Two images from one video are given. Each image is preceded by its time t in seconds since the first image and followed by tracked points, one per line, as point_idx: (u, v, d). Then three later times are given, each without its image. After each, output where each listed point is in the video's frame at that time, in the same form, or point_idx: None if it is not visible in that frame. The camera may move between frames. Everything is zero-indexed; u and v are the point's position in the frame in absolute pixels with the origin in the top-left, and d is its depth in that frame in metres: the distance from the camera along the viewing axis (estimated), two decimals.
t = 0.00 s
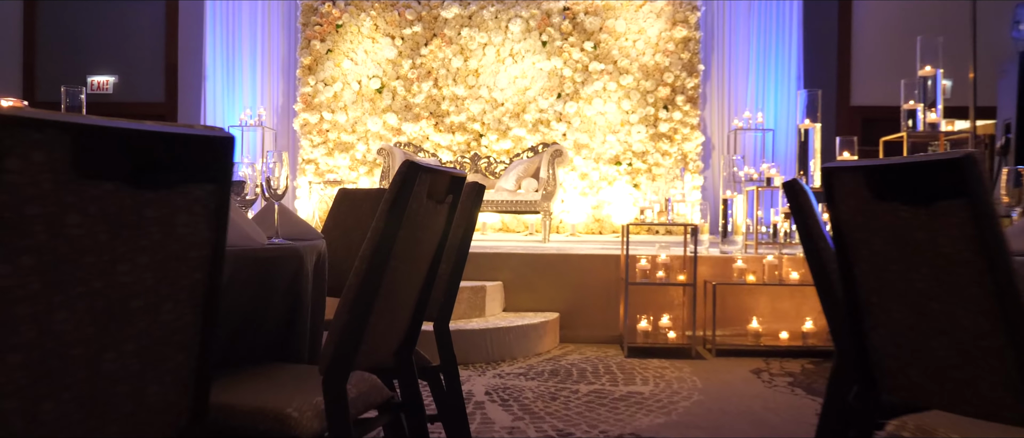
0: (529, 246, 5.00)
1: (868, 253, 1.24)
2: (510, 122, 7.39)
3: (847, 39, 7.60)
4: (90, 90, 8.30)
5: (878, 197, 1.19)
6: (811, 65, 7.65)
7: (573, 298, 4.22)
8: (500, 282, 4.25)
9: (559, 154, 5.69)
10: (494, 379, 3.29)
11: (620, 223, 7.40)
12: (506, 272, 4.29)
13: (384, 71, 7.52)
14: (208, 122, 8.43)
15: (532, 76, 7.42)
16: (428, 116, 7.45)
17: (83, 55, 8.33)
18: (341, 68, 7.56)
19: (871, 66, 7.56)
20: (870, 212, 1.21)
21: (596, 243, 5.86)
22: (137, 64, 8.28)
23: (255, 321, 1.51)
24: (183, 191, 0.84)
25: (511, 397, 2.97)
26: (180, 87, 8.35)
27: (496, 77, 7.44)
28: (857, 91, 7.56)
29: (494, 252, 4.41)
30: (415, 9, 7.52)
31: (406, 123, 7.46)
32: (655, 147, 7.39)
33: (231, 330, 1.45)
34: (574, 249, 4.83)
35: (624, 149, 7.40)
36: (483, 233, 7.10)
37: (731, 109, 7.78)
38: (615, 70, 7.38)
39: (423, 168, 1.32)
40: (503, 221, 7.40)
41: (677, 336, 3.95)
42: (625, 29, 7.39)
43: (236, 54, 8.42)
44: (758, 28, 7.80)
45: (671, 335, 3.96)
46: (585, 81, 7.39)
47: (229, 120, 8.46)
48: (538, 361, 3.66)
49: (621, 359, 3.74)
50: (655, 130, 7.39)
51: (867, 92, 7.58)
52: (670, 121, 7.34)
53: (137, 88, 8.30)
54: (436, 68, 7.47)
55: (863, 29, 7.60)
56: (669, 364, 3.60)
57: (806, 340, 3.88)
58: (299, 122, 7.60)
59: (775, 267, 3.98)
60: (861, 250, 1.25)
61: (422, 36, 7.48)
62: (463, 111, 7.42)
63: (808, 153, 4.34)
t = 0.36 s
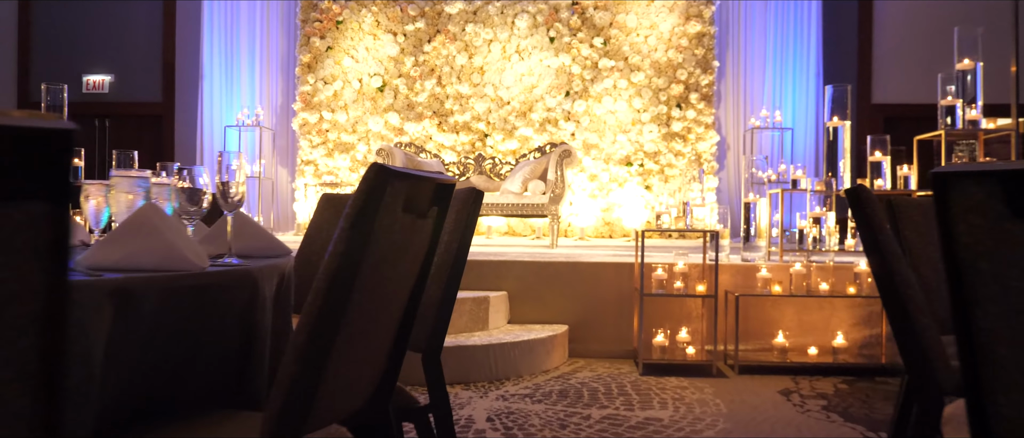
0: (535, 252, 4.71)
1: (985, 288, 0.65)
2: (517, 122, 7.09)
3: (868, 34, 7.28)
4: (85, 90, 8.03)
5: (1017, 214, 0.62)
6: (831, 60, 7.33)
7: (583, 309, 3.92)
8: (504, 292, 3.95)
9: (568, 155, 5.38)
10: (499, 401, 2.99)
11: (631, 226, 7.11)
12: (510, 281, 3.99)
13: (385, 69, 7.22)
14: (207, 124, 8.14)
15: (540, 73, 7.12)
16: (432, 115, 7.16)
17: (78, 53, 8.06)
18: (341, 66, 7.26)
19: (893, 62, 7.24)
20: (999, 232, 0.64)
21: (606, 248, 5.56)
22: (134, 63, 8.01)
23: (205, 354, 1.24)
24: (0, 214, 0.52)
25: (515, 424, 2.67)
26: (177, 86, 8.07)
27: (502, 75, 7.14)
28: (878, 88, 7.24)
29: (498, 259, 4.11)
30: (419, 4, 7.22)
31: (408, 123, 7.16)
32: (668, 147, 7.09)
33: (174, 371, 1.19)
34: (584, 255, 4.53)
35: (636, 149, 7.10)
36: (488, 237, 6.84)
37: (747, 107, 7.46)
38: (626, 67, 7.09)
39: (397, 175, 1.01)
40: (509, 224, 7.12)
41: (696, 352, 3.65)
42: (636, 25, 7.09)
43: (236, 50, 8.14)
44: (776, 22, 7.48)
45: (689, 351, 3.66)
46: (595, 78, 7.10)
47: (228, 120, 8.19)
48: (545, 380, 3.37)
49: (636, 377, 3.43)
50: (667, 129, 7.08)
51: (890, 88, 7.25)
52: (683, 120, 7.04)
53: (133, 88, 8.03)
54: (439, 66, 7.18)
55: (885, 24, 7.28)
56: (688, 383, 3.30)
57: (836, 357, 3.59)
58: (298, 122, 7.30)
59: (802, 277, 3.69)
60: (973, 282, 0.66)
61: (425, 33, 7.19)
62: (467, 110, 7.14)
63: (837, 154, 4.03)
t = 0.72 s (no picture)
0: (540, 257, 4.39)
1: None
2: (524, 120, 6.78)
3: (892, 28, 6.92)
4: (80, 89, 7.73)
5: None
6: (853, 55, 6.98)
7: (592, 320, 3.60)
8: (506, 302, 3.63)
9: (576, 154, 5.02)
10: (498, 427, 2.67)
11: (642, 229, 6.79)
12: (513, 290, 3.66)
13: (386, 66, 6.88)
14: (203, 122, 7.72)
15: (547, 70, 6.81)
16: (434, 114, 6.85)
17: (70, 51, 7.76)
18: (340, 63, 6.91)
19: (920, 56, 6.87)
20: None
21: (617, 253, 5.24)
22: (128, 61, 7.68)
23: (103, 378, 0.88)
24: None
25: None
26: (174, 84, 7.74)
27: (507, 72, 6.83)
28: (903, 85, 6.88)
29: (499, 265, 3.79)
30: None
31: (410, 122, 6.84)
32: (682, 147, 6.76)
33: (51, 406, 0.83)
34: (592, 261, 4.20)
35: (647, 148, 6.78)
36: (494, 241, 6.54)
37: (765, 104, 7.11)
38: (637, 63, 6.76)
39: (301, 166, 0.69)
40: (515, 228, 6.81)
41: (716, 370, 3.32)
42: (648, 19, 6.78)
43: (233, 47, 7.74)
44: (796, 16, 7.13)
45: (708, 368, 3.33)
46: (605, 75, 6.77)
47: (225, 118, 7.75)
48: (550, 401, 3.05)
49: (651, 397, 3.12)
50: (681, 128, 6.75)
51: (915, 85, 6.88)
52: (698, 118, 6.71)
53: (129, 87, 7.71)
54: (442, 62, 6.85)
55: (910, 17, 6.92)
56: (709, 405, 2.97)
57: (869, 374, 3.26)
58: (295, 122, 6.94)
59: (832, 287, 3.36)
60: None
61: (427, 28, 6.86)
62: (471, 108, 6.83)
63: (869, 152, 3.68)
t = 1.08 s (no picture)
0: (545, 263, 4.09)
1: None
2: (530, 118, 6.50)
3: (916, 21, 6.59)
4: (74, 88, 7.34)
5: None
6: (874, 50, 6.67)
7: (601, 332, 3.31)
8: (508, 312, 3.34)
9: (583, 151, 4.74)
10: None
11: (654, 232, 6.50)
12: (515, 300, 3.36)
13: (386, 62, 6.58)
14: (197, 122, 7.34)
15: (554, 65, 6.52)
16: (437, 112, 6.55)
17: (60, 46, 7.39)
18: (339, 59, 6.61)
19: (952, 49, 6.46)
20: None
21: (627, 258, 4.96)
22: (119, 55, 7.29)
23: None
24: None
25: None
26: (170, 84, 7.30)
27: (512, 67, 6.54)
28: (930, 80, 6.48)
29: (500, 272, 3.49)
30: None
31: (411, 121, 6.55)
32: (696, 145, 6.46)
33: None
34: (602, 267, 3.90)
35: (659, 147, 6.49)
36: (498, 244, 6.27)
37: (781, 101, 6.81)
38: (648, 58, 6.48)
39: (104, 143, 0.49)
40: (520, 230, 6.54)
41: (738, 388, 3.02)
42: (660, 11, 6.48)
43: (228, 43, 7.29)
44: (814, 9, 6.82)
45: (730, 386, 3.04)
46: (614, 70, 6.49)
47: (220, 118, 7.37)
48: (556, 423, 2.77)
49: (668, 419, 2.83)
50: (694, 126, 6.46)
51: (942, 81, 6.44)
52: (712, 115, 6.42)
53: (122, 86, 7.28)
54: (445, 58, 6.56)
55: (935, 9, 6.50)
56: (733, 429, 2.69)
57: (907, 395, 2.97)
58: (293, 120, 6.64)
59: (867, 297, 3.06)
60: None
61: (429, 22, 6.57)
62: (475, 106, 6.54)
63: (905, 150, 3.37)
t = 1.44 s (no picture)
0: (551, 268, 3.82)
1: None
2: (537, 115, 6.24)
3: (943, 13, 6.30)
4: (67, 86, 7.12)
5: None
6: (899, 44, 6.37)
7: (611, 345, 3.04)
8: (510, 322, 3.07)
9: (592, 149, 4.47)
10: None
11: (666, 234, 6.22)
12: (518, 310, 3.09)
13: (387, 57, 6.33)
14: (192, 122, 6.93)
15: (562, 60, 6.26)
16: (440, 109, 6.29)
17: (53, 42, 7.16)
18: (339, 55, 6.36)
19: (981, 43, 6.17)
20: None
21: (639, 262, 4.69)
22: (114, 52, 7.07)
23: None
24: None
25: None
26: (166, 83, 7.04)
27: (519, 63, 6.28)
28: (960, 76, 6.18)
29: (501, 278, 3.21)
30: None
31: (413, 118, 6.29)
32: (710, 143, 6.19)
33: None
34: (611, 273, 3.62)
35: (672, 146, 6.22)
36: (504, 247, 6.01)
37: (799, 97, 6.52)
38: (661, 52, 6.21)
39: None
40: (527, 233, 6.28)
41: (761, 407, 2.75)
42: (672, 3, 6.21)
43: (224, 42, 6.92)
44: None
45: (752, 405, 2.77)
46: (625, 65, 6.22)
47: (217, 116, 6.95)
48: None
49: None
50: (709, 123, 6.18)
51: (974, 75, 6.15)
52: (727, 112, 6.14)
53: (117, 83, 7.07)
54: (448, 53, 6.30)
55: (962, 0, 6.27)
56: None
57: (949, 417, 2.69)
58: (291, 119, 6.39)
59: (905, 308, 2.78)
60: None
61: (432, 15, 6.31)
62: (480, 103, 6.28)
63: (945, 147, 3.08)
